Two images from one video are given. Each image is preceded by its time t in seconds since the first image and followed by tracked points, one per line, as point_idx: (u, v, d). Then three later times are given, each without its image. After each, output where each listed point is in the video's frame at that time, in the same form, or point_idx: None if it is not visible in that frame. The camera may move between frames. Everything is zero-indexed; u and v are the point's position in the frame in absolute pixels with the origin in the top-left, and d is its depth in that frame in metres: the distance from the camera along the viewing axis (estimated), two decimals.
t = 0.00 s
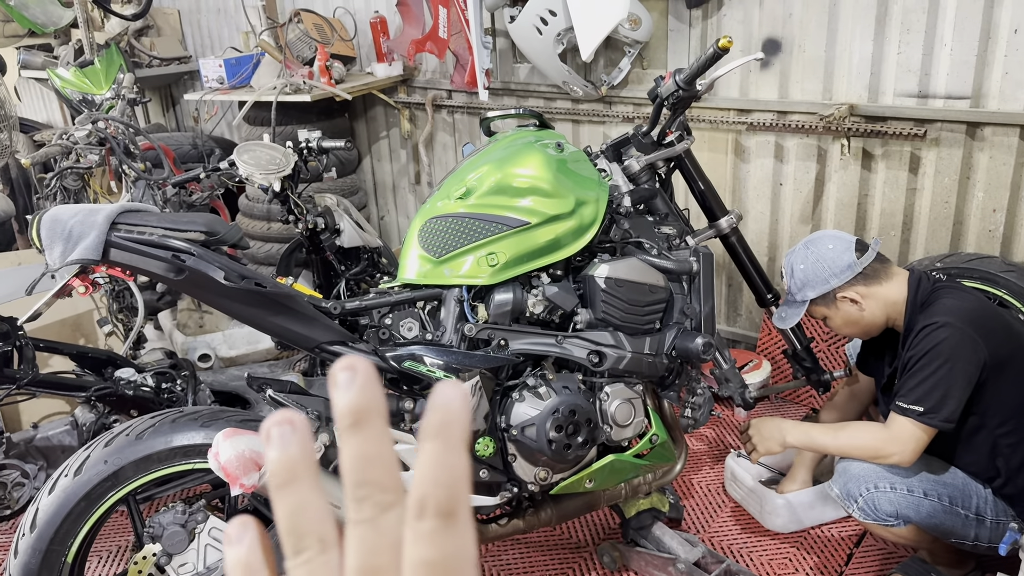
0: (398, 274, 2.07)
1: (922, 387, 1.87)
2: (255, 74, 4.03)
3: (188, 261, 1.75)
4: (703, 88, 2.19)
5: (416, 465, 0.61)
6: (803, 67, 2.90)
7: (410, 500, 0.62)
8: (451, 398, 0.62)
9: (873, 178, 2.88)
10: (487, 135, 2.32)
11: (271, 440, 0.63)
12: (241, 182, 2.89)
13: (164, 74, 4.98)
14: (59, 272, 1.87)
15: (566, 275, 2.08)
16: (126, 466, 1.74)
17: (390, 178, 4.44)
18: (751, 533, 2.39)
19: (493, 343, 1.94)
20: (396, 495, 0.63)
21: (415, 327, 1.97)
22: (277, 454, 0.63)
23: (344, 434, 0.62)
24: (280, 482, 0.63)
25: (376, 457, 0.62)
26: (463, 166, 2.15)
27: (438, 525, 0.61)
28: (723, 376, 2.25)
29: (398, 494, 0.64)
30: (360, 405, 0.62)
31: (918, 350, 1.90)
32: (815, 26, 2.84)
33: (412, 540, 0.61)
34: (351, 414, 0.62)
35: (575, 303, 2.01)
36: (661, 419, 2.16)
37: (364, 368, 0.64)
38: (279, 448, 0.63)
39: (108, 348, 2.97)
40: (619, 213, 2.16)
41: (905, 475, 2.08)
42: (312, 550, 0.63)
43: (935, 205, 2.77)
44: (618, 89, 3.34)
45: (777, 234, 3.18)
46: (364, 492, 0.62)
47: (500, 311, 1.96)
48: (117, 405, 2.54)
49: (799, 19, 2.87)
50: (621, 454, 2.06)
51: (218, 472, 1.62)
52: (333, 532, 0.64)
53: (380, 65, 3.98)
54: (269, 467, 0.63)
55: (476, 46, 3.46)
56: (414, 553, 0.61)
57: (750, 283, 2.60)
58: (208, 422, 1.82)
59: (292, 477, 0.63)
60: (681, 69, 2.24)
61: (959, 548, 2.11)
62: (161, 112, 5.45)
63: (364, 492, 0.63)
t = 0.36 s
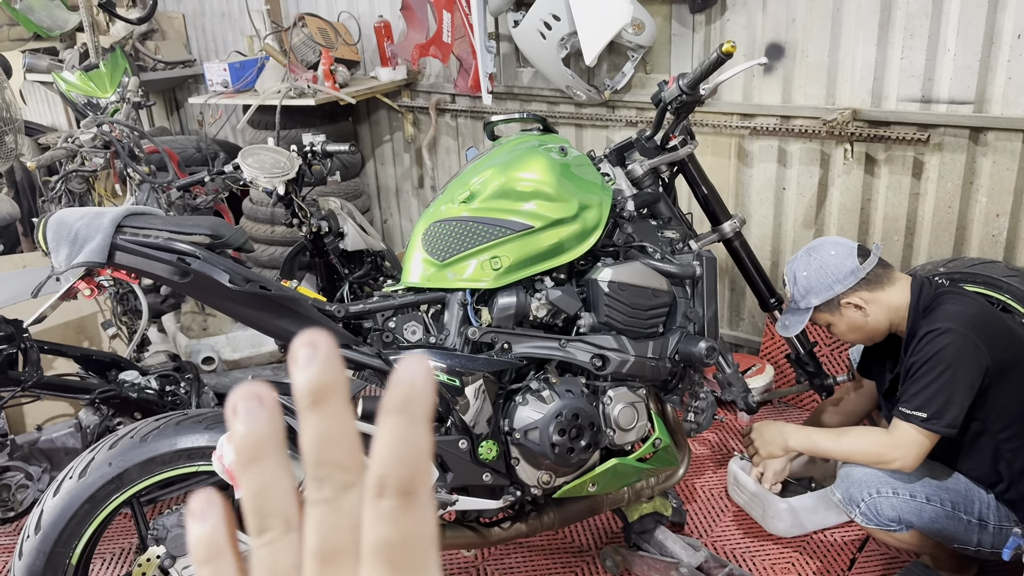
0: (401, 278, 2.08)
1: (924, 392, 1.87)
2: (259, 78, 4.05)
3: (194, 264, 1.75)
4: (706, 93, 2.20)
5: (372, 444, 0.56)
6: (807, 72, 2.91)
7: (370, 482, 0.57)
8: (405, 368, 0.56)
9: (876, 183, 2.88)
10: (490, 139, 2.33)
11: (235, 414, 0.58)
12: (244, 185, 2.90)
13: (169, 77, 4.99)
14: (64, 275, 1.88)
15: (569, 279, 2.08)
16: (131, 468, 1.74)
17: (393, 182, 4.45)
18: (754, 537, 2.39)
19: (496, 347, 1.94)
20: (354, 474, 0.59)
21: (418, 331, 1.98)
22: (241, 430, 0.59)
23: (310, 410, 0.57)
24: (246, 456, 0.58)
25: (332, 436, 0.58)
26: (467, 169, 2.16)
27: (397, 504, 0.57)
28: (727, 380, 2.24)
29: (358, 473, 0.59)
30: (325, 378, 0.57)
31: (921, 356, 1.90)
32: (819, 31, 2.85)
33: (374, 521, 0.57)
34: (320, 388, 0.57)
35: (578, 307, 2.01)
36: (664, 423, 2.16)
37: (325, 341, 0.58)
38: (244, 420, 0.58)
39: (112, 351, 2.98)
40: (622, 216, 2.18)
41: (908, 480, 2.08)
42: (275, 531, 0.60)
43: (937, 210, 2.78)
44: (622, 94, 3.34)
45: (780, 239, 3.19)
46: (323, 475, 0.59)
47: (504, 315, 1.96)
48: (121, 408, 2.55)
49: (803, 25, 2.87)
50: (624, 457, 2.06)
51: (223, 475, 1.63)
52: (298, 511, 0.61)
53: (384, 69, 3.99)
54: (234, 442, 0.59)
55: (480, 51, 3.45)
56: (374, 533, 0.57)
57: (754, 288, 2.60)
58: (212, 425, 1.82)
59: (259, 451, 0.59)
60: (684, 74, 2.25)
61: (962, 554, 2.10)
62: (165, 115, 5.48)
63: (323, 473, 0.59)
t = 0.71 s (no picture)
0: (406, 280, 2.08)
1: (929, 397, 1.87)
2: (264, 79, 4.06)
3: (199, 265, 1.76)
4: (711, 96, 2.19)
5: (365, 533, 0.68)
6: (812, 75, 2.91)
7: (357, 566, 0.67)
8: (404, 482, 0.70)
9: (881, 187, 2.88)
10: (495, 141, 2.34)
11: (280, 480, 0.69)
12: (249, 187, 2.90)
13: (174, 79, 5.01)
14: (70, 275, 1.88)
15: (573, 282, 2.08)
16: (135, 469, 1.74)
17: (397, 184, 4.46)
18: (757, 540, 2.38)
19: (500, 349, 1.94)
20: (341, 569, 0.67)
21: (423, 332, 1.97)
22: (284, 491, 0.69)
23: (365, 508, 0.68)
24: (290, 512, 0.67)
25: (320, 536, 0.68)
26: (472, 172, 2.16)
27: None
28: (730, 383, 2.23)
29: (343, 569, 0.67)
30: (382, 483, 0.69)
31: (926, 360, 1.90)
32: (824, 34, 2.84)
33: None
34: (376, 490, 0.68)
35: (582, 309, 2.01)
36: (668, 426, 2.16)
37: (392, 459, 0.71)
38: (291, 484, 0.68)
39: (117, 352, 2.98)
40: (627, 219, 2.19)
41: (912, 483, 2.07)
42: None
43: (943, 213, 2.77)
44: (627, 96, 3.35)
45: (785, 242, 3.18)
46: (312, 567, 0.66)
47: (508, 317, 1.96)
48: (125, 408, 2.55)
49: (808, 27, 2.87)
50: (628, 460, 2.06)
51: (226, 475, 1.63)
52: None
53: (389, 71, 4.00)
54: (280, 501, 0.68)
55: (485, 53, 3.46)
56: None
57: (758, 291, 2.60)
58: (217, 426, 1.83)
59: (303, 509, 0.68)
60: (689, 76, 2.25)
61: (966, 558, 2.10)
62: (170, 116, 5.50)
63: (313, 563, 0.67)
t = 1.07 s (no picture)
0: (411, 279, 2.09)
1: (936, 399, 1.86)
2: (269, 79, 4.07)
3: (206, 264, 1.76)
4: (717, 97, 2.20)
5: (384, 537, 0.69)
6: (817, 77, 2.91)
7: (372, 570, 0.68)
8: (420, 486, 0.72)
9: (886, 189, 2.88)
10: (501, 142, 2.34)
11: (293, 482, 0.69)
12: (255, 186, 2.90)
13: (179, 78, 5.02)
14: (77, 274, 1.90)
15: (578, 282, 2.09)
16: (141, 467, 1.75)
17: (402, 184, 4.47)
18: (761, 541, 2.39)
19: (505, 348, 1.94)
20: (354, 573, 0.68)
21: (428, 332, 1.97)
22: (296, 493, 0.69)
23: (385, 514, 0.70)
24: (304, 515, 0.68)
25: (332, 540, 0.68)
26: (477, 172, 2.17)
27: None
28: (734, 384, 2.23)
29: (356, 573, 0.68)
30: (402, 487, 0.71)
31: (933, 362, 1.90)
32: (830, 36, 2.84)
33: None
34: (395, 495, 0.70)
35: (587, 310, 2.01)
36: (672, 426, 2.16)
37: (406, 463, 0.73)
38: (306, 486, 0.69)
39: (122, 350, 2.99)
40: (632, 220, 2.20)
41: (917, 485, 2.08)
42: None
43: (947, 216, 2.77)
44: (631, 97, 3.35)
45: (789, 243, 3.18)
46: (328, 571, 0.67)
47: (513, 317, 1.96)
48: (131, 407, 2.56)
49: (813, 29, 2.87)
50: (632, 460, 2.06)
51: (233, 474, 1.64)
52: None
53: (394, 72, 4.00)
54: (293, 503, 0.68)
55: (490, 54, 3.46)
56: None
57: (763, 292, 2.60)
58: (223, 424, 1.84)
59: (316, 512, 0.68)
60: (695, 78, 2.26)
61: (970, 560, 2.09)
62: (175, 116, 5.51)
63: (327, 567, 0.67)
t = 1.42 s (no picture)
0: (415, 278, 2.09)
1: (922, 391, 1.88)
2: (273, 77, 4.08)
3: (210, 262, 1.76)
4: (722, 97, 2.20)
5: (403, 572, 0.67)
6: (821, 77, 2.91)
7: None
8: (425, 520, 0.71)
9: (889, 189, 2.88)
10: (505, 141, 2.34)
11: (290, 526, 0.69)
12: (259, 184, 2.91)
13: (183, 76, 5.03)
14: (82, 272, 1.90)
15: (582, 282, 2.08)
16: (144, 464, 1.75)
17: (405, 183, 4.47)
18: (763, 541, 2.39)
19: (508, 348, 1.94)
20: None
21: (432, 331, 1.97)
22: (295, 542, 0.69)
23: (389, 545, 0.68)
24: (316, 566, 0.65)
25: None
26: (481, 171, 2.17)
27: None
28: (738, 385, 2.23)
29: None
30: (408, 521, 0.70)
31: (927, 355, 1.90)
32: (835, 36, 2.84)
33: None
34: (400, 527, 0.69)
35: (591, 309, 2.01)
36: (675, 426, 2.16)
37: (411, 504, 0.73)
38: (314, 538, 0.67)
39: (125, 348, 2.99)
40: (636, 219, 2.19)
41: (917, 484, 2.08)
42: None
43: (951, 217, 2.77)
44: (635, 97, 3.35)
45: (792, 244, 3.18)
46: None
47: (517, 316, 1.96)
48: (134, 404, 2.56)
49: (817, 30, 2.87)
50: (635, 460, 2.06)
51: (235, 472, 1.64)
52: None
53: (397, 70, 4.00)
54: (304, 562, 0.66)
55: (493, 53, 3.47)
56: None
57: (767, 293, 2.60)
58: (226, 422, 1.84)
59: (328, 563, 0.66)
60: (699, 78, 2.26)
61: (972, 560, 2.09)
62: (179, 114, 5.52)
63: None
